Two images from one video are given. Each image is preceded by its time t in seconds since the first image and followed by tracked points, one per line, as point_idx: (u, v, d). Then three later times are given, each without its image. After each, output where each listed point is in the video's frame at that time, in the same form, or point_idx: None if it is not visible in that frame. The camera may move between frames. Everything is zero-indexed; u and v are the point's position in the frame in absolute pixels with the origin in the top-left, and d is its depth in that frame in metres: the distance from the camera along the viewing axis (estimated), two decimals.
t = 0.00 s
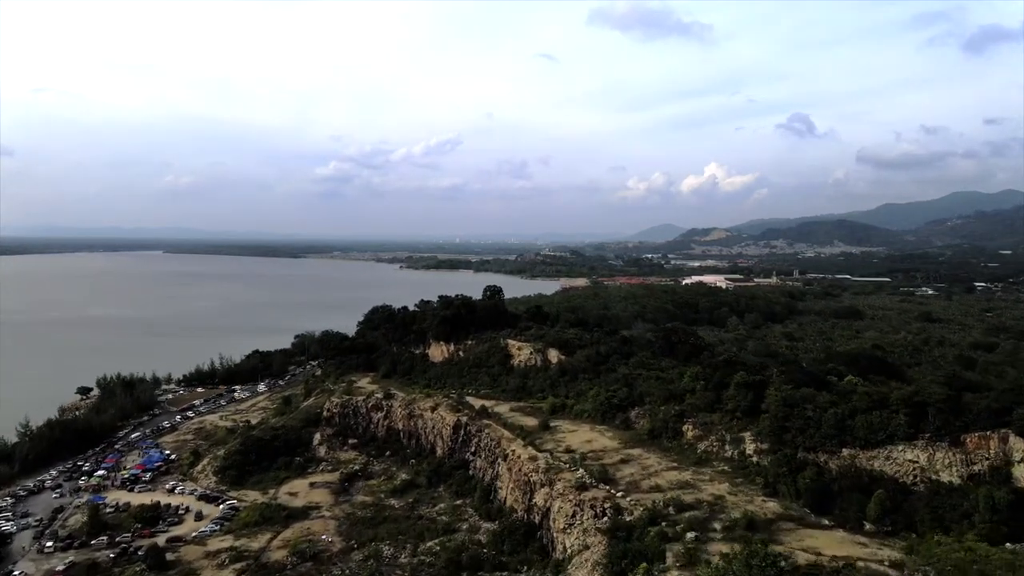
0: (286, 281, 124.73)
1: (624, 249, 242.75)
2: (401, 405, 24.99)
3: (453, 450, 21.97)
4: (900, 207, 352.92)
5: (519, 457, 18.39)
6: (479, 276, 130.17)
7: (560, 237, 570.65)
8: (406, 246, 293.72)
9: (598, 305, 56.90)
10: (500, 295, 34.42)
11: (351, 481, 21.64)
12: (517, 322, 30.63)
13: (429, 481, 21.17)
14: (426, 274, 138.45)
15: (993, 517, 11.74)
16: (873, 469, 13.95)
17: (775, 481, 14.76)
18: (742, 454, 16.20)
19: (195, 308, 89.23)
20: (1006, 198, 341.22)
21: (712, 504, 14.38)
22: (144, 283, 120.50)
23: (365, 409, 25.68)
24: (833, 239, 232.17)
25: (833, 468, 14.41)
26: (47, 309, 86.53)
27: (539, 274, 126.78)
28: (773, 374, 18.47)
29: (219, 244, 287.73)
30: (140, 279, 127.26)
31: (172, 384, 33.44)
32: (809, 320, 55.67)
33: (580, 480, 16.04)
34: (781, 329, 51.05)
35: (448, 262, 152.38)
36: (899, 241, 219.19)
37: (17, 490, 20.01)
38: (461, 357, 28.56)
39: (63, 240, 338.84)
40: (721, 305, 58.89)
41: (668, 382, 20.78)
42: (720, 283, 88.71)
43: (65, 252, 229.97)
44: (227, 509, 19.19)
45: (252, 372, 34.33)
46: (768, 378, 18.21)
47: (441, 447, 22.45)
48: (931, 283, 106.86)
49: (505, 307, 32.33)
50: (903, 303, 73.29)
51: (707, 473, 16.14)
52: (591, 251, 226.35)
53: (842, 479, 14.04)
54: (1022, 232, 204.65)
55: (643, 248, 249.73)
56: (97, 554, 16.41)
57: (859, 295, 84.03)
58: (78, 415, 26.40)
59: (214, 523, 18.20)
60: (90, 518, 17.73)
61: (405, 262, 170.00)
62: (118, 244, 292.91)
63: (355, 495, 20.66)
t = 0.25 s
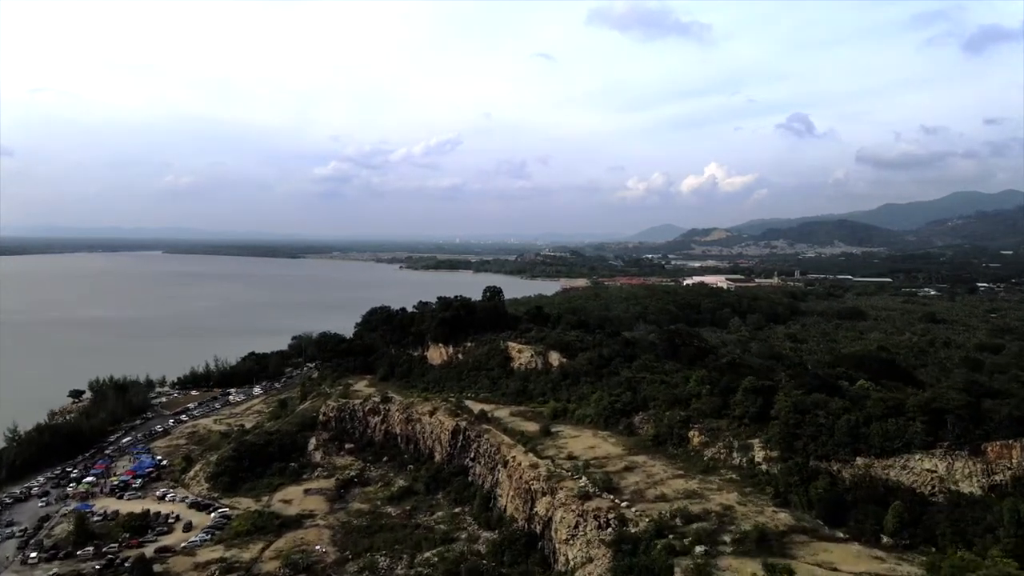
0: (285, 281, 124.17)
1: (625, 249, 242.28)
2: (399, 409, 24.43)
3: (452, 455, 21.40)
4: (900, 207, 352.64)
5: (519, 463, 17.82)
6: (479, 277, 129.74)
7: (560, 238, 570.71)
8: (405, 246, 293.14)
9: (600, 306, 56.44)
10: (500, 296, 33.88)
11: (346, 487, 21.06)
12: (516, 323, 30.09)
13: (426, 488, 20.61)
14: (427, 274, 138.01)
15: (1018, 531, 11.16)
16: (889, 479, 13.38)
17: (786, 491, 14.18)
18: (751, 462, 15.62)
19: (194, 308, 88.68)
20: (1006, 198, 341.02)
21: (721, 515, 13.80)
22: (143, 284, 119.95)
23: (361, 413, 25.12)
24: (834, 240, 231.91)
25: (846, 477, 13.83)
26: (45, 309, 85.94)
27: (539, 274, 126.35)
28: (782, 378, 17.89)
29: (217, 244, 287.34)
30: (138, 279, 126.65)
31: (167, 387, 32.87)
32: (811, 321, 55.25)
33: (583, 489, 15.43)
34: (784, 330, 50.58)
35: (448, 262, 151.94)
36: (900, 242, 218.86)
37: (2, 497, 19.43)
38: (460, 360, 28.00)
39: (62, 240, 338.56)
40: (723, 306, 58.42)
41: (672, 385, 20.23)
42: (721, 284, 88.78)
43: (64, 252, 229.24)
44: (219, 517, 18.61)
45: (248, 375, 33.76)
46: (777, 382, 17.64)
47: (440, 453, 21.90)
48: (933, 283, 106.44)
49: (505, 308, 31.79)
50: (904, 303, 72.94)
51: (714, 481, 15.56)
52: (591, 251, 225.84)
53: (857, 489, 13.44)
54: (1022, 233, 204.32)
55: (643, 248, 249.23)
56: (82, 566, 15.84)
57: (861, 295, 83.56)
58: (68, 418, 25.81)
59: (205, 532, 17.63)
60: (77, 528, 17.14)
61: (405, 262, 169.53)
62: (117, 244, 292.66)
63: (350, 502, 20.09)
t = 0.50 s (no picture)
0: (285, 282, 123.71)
1: (625, 250, 241.90)
2: (397, 412, 23.86)
3: (451, 461, 20.84)
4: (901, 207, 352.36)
5: (520, 470, 17.25)
6: (479, 277, 129.30)
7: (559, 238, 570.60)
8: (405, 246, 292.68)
9: (601, 307, 55.97)
10: (500, 297, 33.34)
11: (342, 494, 20.49)
12: (517, 324, 29.54)
13: (424, 494, 20.05)
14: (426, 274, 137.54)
15: None
16: (907, 489, 12.81)
17: (798, 501, 13.62)
18: (761, 471, 15.05)
19: (193, 309, 88.19)
20: (1006, 198, 340.73)
21: (731, 527, 13.21)
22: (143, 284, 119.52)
23: (358, 417, 24.55)
24: (834, 240, 231.64)
25: (861, 487, 13.26)
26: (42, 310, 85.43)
27: (539, 274, 125.96)
28: (791, 382, 17.33)
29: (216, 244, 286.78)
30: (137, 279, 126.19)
31: (161, 390, 32.31)
32: (814, 322, 54.81)
33: (586, 499, 14.87)
34: (787, 331, 50.10)
35: (448, 262, 151.50)
36: (900, 242, 218.61)
37: None
38: (459, 362, 27.45)
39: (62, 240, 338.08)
40: (726, 306, 57.96)
41: (678, 390, 19.66)
42: (721, 283, 88.73)
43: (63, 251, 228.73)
44: (210, 526, 18.05)
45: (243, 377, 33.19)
46: (786, 387, 17.09)
47: (438, 458, 21.34)
48: (935, 283, 106.01)
49: (506, 310, 31.23)
50: (907, 304, 72.51)
51: (722, 490, 14.99)
52: (592, 251, 225.43)
53: (873, 499, 12.87)
54: None
55: (643, 248, 248.87)
56: None
57: (863, 296, 83.06)
58: (59, 422, 25.26)
59: (195, 541, 17.07)
60: (62, 537, 16.58)
61: (404, 262, 169.11)
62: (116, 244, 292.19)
63: (346, 510, 19.51)
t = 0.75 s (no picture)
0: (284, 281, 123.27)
1: (625, 250, 241.54)
2: (394, 416, 23.29)
3: (449, 466, 20.27)
4: (901, 207, 352.14)
5: (521, 476, 16.67)
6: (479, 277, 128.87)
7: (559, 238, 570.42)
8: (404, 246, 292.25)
9: (602, 307, 55.50)
10: (500, 297, 32.79)
11: (337, 500, 19.88)
12: (517, 325, 29.00)
13: (422, 500, 19.48)
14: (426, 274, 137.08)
15: None
16: (926, 498, 12.25)
17: (811, 510, 13.06)
18: (771, 478, 14.47)
19: (191, 309, 87.68)
20: (1006, 198, 340.53)
21: (741, 537, 12.64)
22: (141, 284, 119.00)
23: (355, 420, 23.99)
24: (834, 240, 231.38)
25: (877, 496, 12.69)
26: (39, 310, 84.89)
27: (539, 274, 125.51)
28: (801, 386, 16.77)
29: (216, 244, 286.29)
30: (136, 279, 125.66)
31: (155, 392, 31.73)
32: (817, 323, 54.37)
33: (590, 507, 14.28)
34: (790, 331, 49.63)
35: (448, 263, 151.10)
36: (901, 242, 218.32)
37: None
38: (459, 364, 26.89)
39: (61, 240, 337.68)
40: (728, 306, 57.49)
41: (683, 393, 19.10)
42: (723, 284, 88.32)
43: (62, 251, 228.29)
44: (201, 534, 17.48)
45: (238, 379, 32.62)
46: (797, 391, 16.52)
47: (437, 463, 20.77)
48: (937, 283, 105.66)
49: (506, 310, 30.69)
50: (910, 304, 72.07)
51: (731, 498, 14.42)
52: (592, 251, 225.04)
53: (891, 509, 12.31)
54: None
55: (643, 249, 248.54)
56: None
57: (866, 296, 82.56)
58: (48, 425, 24.70)
59: (184, 551, 16.48)
60: (46, 546, 16.00)
61: (404, 262, 168.72)
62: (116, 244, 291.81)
63: (342, 517, 18.92)
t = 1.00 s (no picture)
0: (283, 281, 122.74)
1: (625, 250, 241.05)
2: (391, 417, 22.73)
3: (448, 469, 19.70)
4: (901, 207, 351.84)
5: (521, 480, 16.09)
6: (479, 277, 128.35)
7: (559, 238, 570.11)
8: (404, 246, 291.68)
9: (603, 307, 54.97)
10: (499, 296, 32.24)
11: (332, 504, 19.31)
12: (517, 324, 28.45)
13: (419, 504, 18.92)
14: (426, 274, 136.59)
15: None
16: (946, 505, 11.69)
17: (825, 517, 12.49)
18: (782, 483, 13.89)
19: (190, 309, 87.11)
20: (1007, 198, 340.19)
21: (753, 545, 12.06)
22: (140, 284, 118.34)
23: (352, 421, 23.42)
24: (835, 240, 230.99)
25: (894, 502, 12.13)
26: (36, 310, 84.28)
27: (539, 274, 124.96)
28: (811, 387, 16.22)
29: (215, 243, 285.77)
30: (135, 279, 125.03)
31: (148, 393, 31.15)
32: (820, 322, 53.88)
33: (594, 513, 13.70)
34: (793, 331, 49.13)
35: (447, 263, 150.57)
36: (901, 242, 217.96)
37: None
38: (457, 364, 26.33)
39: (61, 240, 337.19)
40: (730, 306, 56.97)
41: (689, 394, 18.54)
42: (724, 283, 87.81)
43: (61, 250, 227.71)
44: (191, 539, 16.90)
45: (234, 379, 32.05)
46: (807, 392, 15.97)
47: (435, 465, 20.22)
48: (939, 283, 105.17)
49: (506, 309, 30.13)
50: (913, 304, 71.56)
51: (741, 503, 13.84)
52: (592, 251, 224.55)
53: (910, 516, 11.74)
54: None
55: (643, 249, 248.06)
56: None
57: (868, 296, 81.98)
58: (37, 427, 24.12)
59: (173, 557, 15.91)
60: (29, 553, 15.42)
61: (404, 262, 168.30)
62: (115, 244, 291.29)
63: (337, 521, 18.35)
